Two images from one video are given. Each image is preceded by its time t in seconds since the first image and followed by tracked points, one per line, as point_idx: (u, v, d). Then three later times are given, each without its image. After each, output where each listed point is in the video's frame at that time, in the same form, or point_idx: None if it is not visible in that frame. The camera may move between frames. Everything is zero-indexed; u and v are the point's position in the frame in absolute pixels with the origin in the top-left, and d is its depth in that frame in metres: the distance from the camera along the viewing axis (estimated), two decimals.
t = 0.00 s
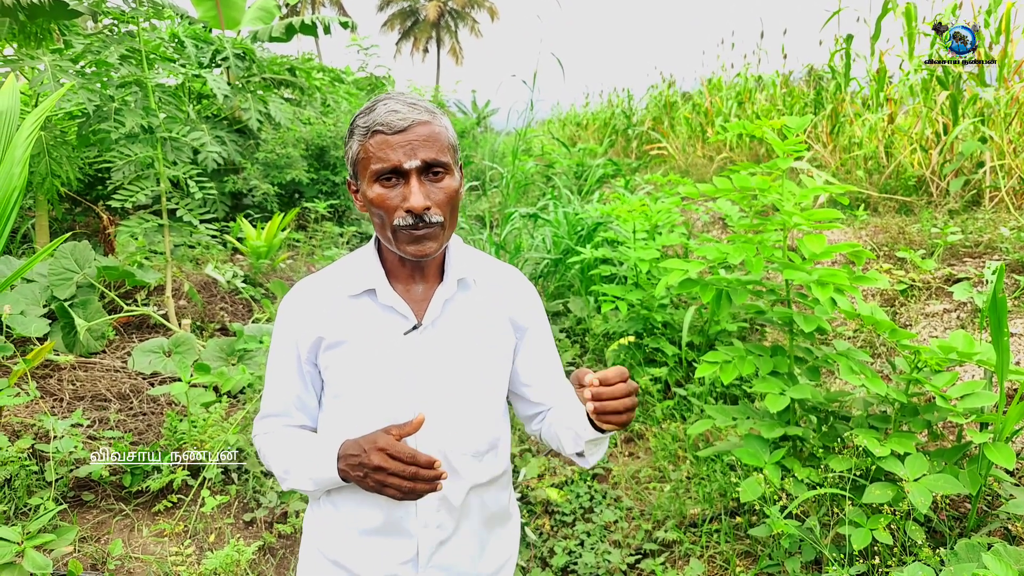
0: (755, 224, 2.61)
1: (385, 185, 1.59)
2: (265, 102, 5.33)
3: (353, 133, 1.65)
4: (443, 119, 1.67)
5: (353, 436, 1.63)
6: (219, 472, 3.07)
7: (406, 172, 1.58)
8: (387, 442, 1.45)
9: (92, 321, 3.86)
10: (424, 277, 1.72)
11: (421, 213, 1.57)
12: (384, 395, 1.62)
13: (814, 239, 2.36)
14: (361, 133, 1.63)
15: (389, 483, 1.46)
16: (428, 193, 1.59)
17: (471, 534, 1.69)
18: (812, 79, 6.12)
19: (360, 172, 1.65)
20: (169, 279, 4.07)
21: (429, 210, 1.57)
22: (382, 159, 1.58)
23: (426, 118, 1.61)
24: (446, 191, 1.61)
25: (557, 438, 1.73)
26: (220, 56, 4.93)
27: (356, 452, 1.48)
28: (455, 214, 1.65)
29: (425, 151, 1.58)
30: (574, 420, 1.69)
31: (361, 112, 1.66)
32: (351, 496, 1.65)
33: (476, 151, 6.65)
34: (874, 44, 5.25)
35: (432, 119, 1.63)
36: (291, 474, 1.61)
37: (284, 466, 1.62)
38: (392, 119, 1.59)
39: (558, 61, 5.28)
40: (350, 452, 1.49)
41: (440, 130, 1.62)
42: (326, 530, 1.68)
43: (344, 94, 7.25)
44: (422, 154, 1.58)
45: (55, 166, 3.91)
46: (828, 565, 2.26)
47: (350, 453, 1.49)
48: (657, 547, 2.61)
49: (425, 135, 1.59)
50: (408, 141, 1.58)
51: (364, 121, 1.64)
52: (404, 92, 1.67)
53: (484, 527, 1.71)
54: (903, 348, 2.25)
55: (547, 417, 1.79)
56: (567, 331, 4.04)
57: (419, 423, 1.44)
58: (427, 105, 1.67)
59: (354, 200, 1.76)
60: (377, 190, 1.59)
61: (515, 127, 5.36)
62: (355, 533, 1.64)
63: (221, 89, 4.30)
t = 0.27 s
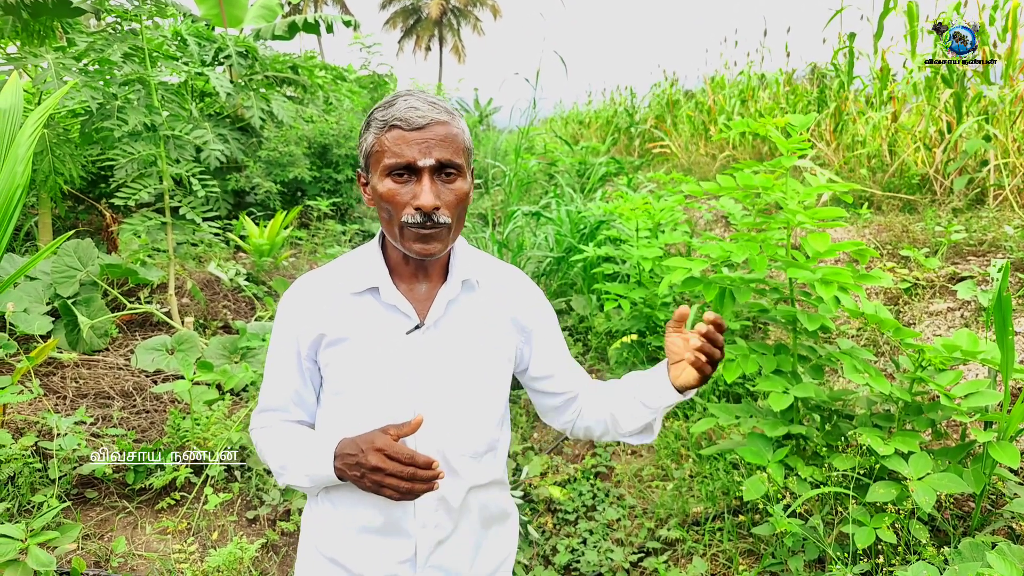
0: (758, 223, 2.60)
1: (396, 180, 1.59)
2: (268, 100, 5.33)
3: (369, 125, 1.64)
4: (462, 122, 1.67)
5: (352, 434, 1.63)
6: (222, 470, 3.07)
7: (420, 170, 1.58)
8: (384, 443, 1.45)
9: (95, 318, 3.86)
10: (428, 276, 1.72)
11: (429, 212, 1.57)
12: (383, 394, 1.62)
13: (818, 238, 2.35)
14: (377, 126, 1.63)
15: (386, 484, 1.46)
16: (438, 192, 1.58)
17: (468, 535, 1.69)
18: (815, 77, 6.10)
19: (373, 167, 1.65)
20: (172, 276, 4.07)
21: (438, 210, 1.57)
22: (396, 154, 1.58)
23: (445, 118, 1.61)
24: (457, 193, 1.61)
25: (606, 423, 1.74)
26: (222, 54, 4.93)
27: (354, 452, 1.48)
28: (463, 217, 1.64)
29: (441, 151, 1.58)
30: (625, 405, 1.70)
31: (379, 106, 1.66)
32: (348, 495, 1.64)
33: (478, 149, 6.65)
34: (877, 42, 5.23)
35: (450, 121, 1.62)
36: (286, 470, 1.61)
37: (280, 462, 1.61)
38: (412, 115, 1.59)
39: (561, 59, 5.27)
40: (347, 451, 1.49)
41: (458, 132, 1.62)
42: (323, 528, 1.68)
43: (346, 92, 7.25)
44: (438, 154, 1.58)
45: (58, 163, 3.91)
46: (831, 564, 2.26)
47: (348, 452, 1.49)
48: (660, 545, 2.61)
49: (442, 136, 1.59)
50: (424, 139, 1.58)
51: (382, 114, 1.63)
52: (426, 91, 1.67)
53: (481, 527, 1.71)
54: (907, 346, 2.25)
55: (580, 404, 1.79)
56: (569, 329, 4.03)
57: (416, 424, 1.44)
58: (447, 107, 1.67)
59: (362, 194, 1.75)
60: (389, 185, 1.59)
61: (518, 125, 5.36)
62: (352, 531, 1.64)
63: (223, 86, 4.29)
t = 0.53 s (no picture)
0: (759, 222, 2.59)
1: (401, 182, 1.59)
2: (268, 99, 5.34)
3: (370, 127, 1.63)
4: (462, 120, 1.66)
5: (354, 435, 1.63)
6: (223, 470, 3.07)
7: (424, 171, 1.57)
8: (387, 448, 1.44)
9: (95, 318, 3.86)
10: (434, 276, 1.71)
11: (437, 213, 1.56)
12: (386, 395, 1.61)
13: (820, 237, 2.35)
14: (378, 128, 1.61)
15: (389, 489, 1.46)
16: (444, 193, 1.58)
17: (471, 536, 1.69)
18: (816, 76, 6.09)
19: (375, 168, 1.64)
20: (173, 276, 4.07)
21: (445, 210, 1.57)
22: (400, 156, 1.57)
23: (446, 117, 1.60)
24: (463, 191, 1.60)
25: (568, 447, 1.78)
26: (223, 53, 4.93)
27: (356, 455, 1.48)
28: (469, 215, 1.64)
29: (444, 150, 1.58)
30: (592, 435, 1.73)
31: (379, 107, 1.64)
32: (349, 496, 1.64)
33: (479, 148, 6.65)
34: (878, 41, 5.23)
35: (451, 119, 1.62)
36: (285, 471, 1.60)
37: (278, 462, 1.60)
38: (412, 116, 1.58)
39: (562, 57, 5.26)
40: (349, 454, 1.49)
41: (459, 130, 1.62)
42: (323, 529, 1.67)
43: (347, 91, 7.24)
44: (441, 153, 1.58)
45: (59, 163, 3.91)
46: (833, 564, 2.26)
47: (349, 455, 1.49)
48: (661, 545, 2.60)
49: (444, 135, 1.59)
50: (427, 139, 1.57)
51: (383, 116, 1.62)
52: (424, 89, 1.66)
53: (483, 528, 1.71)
54: (908, 345, 2.24)
55: (551, 418, 1.85)
56: (570, 328, 4.03)
57: (419, 429, 1.43)
58: (446, 104, 1.66)
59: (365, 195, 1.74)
60: (394, 187, 1.58)
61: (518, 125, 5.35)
62: (354, 533, 1.64)
63: (224, 86, 4.29)
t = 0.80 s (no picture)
0: (760, 221, 2.59)
1: (422, 192, 1.57)
2: (268, 98, 5.33)
3: (393, 129, 1.59)
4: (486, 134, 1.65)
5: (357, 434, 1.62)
6: (223, 468, 3.06)
7: (448, 184, 1.57)
8: (396, 444, 1.44)
9: (95, 317, 3.86)
10: (437, 277, 1.69)
11: (456, 227, 1.57)
12: (388, 394, 1.61)
13: (821, 236, 2.34)
14: (403, 133, 1.58)
15: (397, 485, 1.45)
16: (465, 207, 1.58)
17: (471, 534, 1.69)
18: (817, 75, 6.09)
19: (392, 171, 1.61)
20: (172, 275, 4.07)
21: (465, 226, 1.57)
22: (425, 167, 1.56)
23: (475, 133, 1.59)
24: (481, 206, 1.61)
25: (562, 437, 1.76)
26: (223, 51, 4.93)
27: (363, 451, 1.47)
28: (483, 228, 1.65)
29: (470, 166, 1.57)
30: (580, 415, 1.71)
31: (403, 109, 1.60)
32: (350, 495, 1.64)
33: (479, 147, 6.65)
34: (879, 40, 5.21)
35: (479, 134, 1.61)
36: (287, 470, 1.59)
37: (280, 461, 1.60)
38: (444, 129, 1.56)
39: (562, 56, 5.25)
40: (356, 450, 1.49)
41: (485, 147, 1.61)
42: (324, 527, 1.67)
43: (347, 90, 7.23)
44: (467, 168, 1.57)
45: (59, 161, 3.90)
46: (833, 564, 2.26)
47: (356, 451, 1.49)
48: (661, 544, 2.60)
49: (472, 151, 1.58)
50: (454, 154, 1.56)
51: (408, 120, 1.59)
52: (453, 98, 1.63)
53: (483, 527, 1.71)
54: (909, 345, 2.23)
55: (548, 415, 1.82)
56: (570, 327, 4.02)
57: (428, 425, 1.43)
58: (472, 115, 1.64)
59: (374, 192, 1.72)
60: (414, 196, 1.57)
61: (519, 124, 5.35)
62: (355, 531, 1.64)
63: (224, 84, 4.29)
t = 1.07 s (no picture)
0: (758, 222, 2.59)
1: (422, 184, 1.57)
2: (267, 97, 5.32)
3: (393, 124, 1.60)
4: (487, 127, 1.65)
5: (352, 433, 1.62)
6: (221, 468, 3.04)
7: (448, 175, 1.57)
8: (389, 446, 1.44)
9: (92, 316, 3.85)
10: (437, 278, 1.70)
11: (456, 219, 1.56)
12: (384, 394, 1.61)
13: (819, 236, 2.34)
14: (403, 127, 1.59)
15: (389, 487, 1.45)
16: (465, 199, 1.58)
17: (462, 536, 1.68)
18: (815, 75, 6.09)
19: (393, 166, 1.62)
20: (170, 274, 4.06)
21: (465, 217, 1.57)
22: (425, 158, 1.56)
23: (475, 125, 1.59)
24: (481, 198, 1.61)
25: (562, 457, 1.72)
26: (222, 51, 4.92)
27: (357, 451, 1.47)
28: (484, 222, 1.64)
29: (470, 157, 1.57)
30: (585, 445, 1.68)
31: (403, 104, 1.61)
32: (344, 492, 1.63)
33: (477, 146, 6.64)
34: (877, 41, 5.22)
35: (479, 127, 1.61)
36: (280, 465, 1.58)
37: (274, 456, 1.59)
38: (443, 120, 1.56)
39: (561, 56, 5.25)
40: (351, 451, 1.48)
41: (485, 138, 1.61)
42: (317, 522, 1.67)
43: (346, 89, 7.23)
44: (467, 159, 1.57)
45: (56, 161, 3.89)
46: (830, 563, 2.26)
47: (351, 451, 1.48)
48: (658, 544, 2.60)
49: (472, 141, 1.58)
50: (454, 144, 1.56)
51: (407, 114, 1.59)
52: (452, 92, 1.64)
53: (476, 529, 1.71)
54: (907, 345, 2.23)
55: (551, 429, 1.80)
56: (568, 327, 4.02)
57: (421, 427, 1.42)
58: (471, 109, 1.65)
59: (375, 190, 1.72)
60: (415, 188, 1.57)
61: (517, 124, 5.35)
62: (347, 527, 1.63)
63: (222, 84, 4.28)
